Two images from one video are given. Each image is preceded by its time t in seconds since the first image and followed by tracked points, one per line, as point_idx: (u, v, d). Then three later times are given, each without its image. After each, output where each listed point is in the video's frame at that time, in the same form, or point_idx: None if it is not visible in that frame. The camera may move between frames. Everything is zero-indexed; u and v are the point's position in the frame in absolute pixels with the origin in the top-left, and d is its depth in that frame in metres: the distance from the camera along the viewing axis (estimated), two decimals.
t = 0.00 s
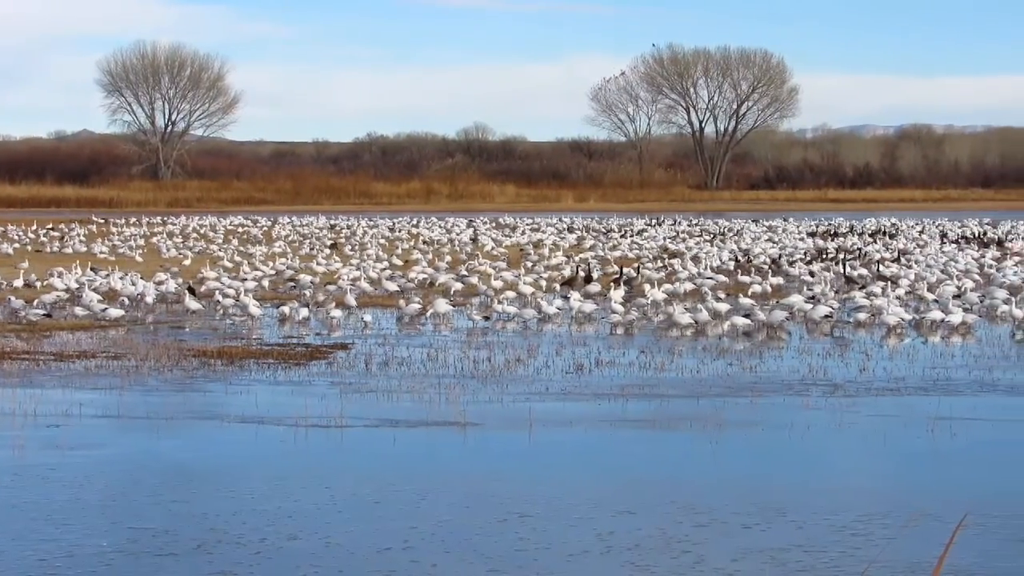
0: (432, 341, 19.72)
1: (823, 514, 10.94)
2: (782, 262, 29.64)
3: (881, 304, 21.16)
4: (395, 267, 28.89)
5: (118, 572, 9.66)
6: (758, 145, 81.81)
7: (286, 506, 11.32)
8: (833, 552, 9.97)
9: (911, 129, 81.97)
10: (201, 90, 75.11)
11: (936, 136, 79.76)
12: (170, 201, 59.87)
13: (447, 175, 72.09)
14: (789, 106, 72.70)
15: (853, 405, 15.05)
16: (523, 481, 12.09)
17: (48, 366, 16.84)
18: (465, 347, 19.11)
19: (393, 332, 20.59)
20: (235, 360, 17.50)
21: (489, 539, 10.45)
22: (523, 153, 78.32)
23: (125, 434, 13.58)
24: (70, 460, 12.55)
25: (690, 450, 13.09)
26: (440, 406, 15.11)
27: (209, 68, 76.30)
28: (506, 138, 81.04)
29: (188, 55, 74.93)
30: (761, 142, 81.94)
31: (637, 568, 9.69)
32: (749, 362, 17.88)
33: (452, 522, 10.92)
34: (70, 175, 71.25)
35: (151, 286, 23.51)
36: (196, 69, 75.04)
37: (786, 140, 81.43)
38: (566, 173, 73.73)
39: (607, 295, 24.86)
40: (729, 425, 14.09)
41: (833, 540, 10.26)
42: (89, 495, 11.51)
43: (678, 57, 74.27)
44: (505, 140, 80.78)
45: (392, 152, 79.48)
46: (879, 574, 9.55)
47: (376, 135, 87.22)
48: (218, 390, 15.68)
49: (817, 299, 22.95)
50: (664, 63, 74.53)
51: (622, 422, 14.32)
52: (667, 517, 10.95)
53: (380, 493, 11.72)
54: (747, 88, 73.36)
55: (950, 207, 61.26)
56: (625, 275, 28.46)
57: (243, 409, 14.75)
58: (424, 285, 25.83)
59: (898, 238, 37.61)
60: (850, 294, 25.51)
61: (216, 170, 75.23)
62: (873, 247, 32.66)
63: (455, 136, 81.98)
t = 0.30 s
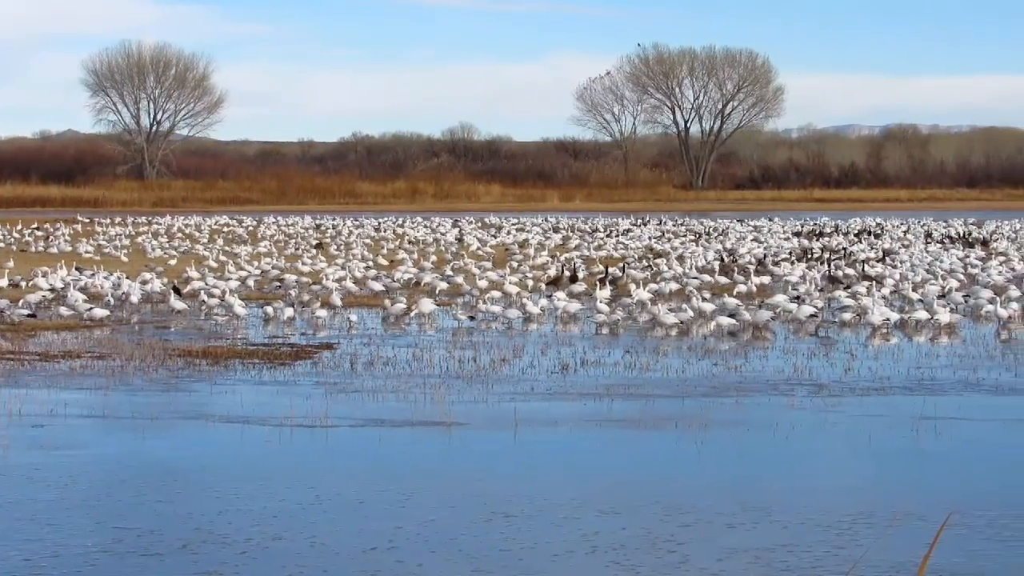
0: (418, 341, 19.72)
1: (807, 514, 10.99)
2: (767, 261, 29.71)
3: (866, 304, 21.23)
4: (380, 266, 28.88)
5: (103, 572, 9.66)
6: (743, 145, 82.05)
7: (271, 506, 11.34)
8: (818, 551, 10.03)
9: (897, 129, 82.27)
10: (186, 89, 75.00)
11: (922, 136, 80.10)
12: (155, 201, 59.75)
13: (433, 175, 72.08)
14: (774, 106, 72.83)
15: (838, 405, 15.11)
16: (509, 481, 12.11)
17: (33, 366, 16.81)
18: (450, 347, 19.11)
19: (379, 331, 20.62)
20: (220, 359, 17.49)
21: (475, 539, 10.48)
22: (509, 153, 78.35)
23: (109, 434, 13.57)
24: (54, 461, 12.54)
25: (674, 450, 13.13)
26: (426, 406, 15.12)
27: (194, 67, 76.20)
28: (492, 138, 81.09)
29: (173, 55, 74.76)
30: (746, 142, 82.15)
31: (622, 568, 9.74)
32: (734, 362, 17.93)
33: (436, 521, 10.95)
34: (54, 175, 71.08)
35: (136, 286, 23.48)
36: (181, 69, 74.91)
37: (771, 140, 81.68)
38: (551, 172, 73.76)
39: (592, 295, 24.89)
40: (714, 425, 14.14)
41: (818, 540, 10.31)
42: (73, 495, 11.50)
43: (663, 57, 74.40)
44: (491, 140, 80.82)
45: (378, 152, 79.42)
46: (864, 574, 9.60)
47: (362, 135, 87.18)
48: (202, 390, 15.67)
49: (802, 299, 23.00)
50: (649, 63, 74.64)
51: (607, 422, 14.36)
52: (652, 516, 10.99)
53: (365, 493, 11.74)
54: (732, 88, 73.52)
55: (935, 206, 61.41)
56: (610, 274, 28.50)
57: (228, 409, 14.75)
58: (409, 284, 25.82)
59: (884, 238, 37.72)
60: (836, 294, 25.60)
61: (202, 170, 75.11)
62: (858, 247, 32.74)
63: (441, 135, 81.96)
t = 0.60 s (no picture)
0: (403, 341, 19.72)
1: (791, 514, 11.04)
2: (751, 261, 29.77)
3: (851, 303, 21.29)
4: (365, 266, 28.85)
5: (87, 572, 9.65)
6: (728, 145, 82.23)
7: (256, 506, 11.33)
8: (803, 551, 10.08)
9: (881, 129, 82.55)
10: (171, 89, 74.83)
11: (906, 136, 80.40)
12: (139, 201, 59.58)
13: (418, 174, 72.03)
14: (758, 106, 73.00)
15: (822, 405, 15.16)
16: (494, 481, 12.13)
17: (17, 366, 16.77)
18: (435, 347, 19.10)
19: (364, 331, 20.62)
20: (205, 359, 17.46)
21: (459, 539, 10.50)
22: (494, 153, 78.36)
23: (94, 434, 13.55)
24: (39, 461, 12.52)
25: (659, 449, 13.16)
26: (411, 405, 15.14)
27: (179, 66, 76.02)
28: (477, 137, 81.11)
29: (158, 55, 74.60)
30: (731, 142, 82.35)
31: (606, 568, 9.77)
32: (719, 362, 17.96)
33: (421, 521, 10.97)
34: (39, 174, 70.86)
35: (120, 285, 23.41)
36: (166, 68, 74.72)
37: (756, 140, 81.90)
38: (536, 172, 73.78)
39: (578, 295, 24.91)
40: (698, 425, 14.19)
41: (803, 540, 10.36)
42: (58, 495, 11.49)
43: (648, 57, 74.50)
44: (476, 140, 80.83)
45: (363, 151, 79.35)
46: (848, 573, 9.64)
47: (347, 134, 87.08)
48: (187, 390, 15.66)
49: (787, 299, 23.05)
50: (634, 63, 74.73)
51: (591, 422, 14.38)
52: (636, 517, 11.03)
53: (350, 493, 11.74)
54: (717, 88, 73.67)
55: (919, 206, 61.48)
56: (595, 273, 28.53)
57: (212, 409, 14.74)
58: (394, 284, 25.80)
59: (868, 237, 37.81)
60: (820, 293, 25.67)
61: (186, 169, 74.94)
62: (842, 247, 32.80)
63: (426, 135, 81.93)
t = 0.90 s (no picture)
0: (385, 340, 19.76)
1: (772, 513, 11.10)
2: (733, 260, 29.87)
3: (832, 303, 21.41)
4: (347, 265, 28.86)
5: (68, 571, 9.65)
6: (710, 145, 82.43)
7: (238, 505, 11.36)
8: (784, 550, 10.13)
9: (863, 129, 82.88)
10: (153, 88, 74.56)
11: (887, 136, 80.80)
12: (121, 200, 59.44)
13: (399, 173, 72.11)
14: (740, 106, 73.24)
15: (803, 404, 15.27)
16: (475, 480, 12.17)
17: None
18: (417, 346, 19.12)
19: (345, 331, 20.60)
20: (186, 359, 17.41)
21: (441, 538, 10.54)
22: (476, 153, 78.35)
23: (74, 433, 13.54)
24: (20, 460, 12.51)
25: (641, 449, 13.23)
26: (392, 405, 15.15)
27: (161, 65, 75.76)
28: (459, 137, 81.15)
29: (140, 54, 74.36)
30: (713, 142, 82.58)
31: (587, 568, 9.81)
32: (701, 361, 18.07)
33: (403, 521, 11.01)
34: (20, 174, 70.61)
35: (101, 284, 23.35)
36: (148, 67, 74.45)
37: (738, 139, 82.16)
38: (518, 172, 73.80)
39: (560, 294, 24.98)
40: (681, 424, 14.26)
41: (784, 539, 10.42)
42: (39, 495, 11.48)
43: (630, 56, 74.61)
44: (458, 139, 80.87)
45: (345, 151, 79.24)
46: (829, 572, 9.71)
47: (329, 133, 86.98)
48: (169, 389, 15.66)
49: (768, 299, 23.13)
50: (616, 62, 74.83)
51: (573, 421, 14.45)
52: (618, 515, 11.09)
53: (331, 492, 11.77)
54: (699, 88, 73.85)
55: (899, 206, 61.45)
56: (577, 273, 28.60)
57: (194, 408, 14.75)
58: (376, 283, 25.83)
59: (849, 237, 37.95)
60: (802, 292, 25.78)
61: (168, 169, 74.79)
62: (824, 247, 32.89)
63: (408, 135, 81.88)
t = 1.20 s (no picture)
0: (368, 340, 19.79)
1: (755, 513, 11.17)
2: (716, 260, 29.97)
3: (815, 303, 21.50)
4: (330, 265, 28.87)
5: (52, 571, 9.66)
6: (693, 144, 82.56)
7: (222, 505, 11.38)
8: (767, 550, 10.20)
9: (846, 129, 83.19)
10: (136, 88, 74.33)
11: (871, 136, 81.15)
12: (105, 200, 59.36)
13: (382, 173, 72.14)
14: (724, 106, 73.44)
15: (785, 403, 15.35)
16: (457, 479, 12.23)
17: None
18: (400, 346, 19.14)
19: (329, 330, 20.63)
20: (170, 359, 17.40)
21: (425, 538, 10.58)
22: (459, 152, 78.34)
23: (56, 433, 13.53)
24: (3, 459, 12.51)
25: (624, 448, 13.29)
26: (375, 405, 15.18)
27: (144, 65, 75.56)
28: (442, 137, 81.20)
29: (123, 54, 74.15)
30: (696, 142, 82.78)
31: (570, 567, 9.86)
32: (684, 361, 18.15)
33: (387, 521, 11.04)
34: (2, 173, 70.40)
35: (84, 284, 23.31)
36: (131, 67, 74.24)
37: (721, 139, 82.38)
38: (502, 172, 73.83)
39: (544, 293, 25.04)
40: (664, 424, 14.32)
41: (767, 538, 10.48)
42: (22, 495, 11.48)
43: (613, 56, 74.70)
44: (441, 139, 80.91)
45: (328, 151, 79.15)
46: (810, 571, 9.77)
47: (312, 133, 86.92)
48: (152, 389, 15.66)
49: (751, 299, 23.20)
50: (600, 62, 74.91)
51: (557, 420, 14.50)
52: (600, 515, 11.14)
53: (315, 492, 11.80)
54: (682, 88, 74.00)
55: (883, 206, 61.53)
56: (560, 273, 28.68)
57: (177, 407, 14.76)
58: (359, 283, 25.85)
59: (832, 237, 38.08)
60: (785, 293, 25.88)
61: (152, 169, 74.66)
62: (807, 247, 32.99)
63: (391, 135, 81.87)
